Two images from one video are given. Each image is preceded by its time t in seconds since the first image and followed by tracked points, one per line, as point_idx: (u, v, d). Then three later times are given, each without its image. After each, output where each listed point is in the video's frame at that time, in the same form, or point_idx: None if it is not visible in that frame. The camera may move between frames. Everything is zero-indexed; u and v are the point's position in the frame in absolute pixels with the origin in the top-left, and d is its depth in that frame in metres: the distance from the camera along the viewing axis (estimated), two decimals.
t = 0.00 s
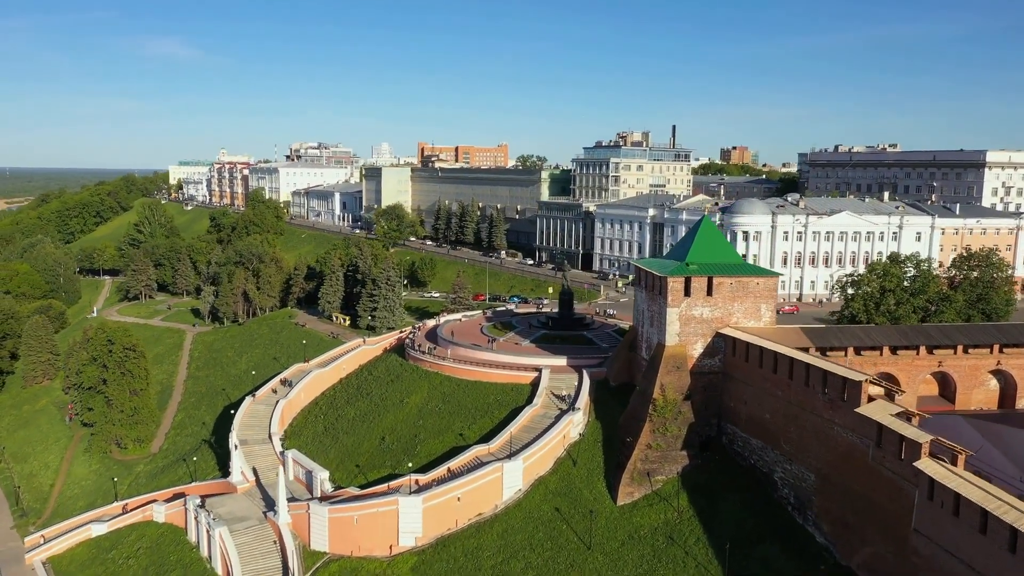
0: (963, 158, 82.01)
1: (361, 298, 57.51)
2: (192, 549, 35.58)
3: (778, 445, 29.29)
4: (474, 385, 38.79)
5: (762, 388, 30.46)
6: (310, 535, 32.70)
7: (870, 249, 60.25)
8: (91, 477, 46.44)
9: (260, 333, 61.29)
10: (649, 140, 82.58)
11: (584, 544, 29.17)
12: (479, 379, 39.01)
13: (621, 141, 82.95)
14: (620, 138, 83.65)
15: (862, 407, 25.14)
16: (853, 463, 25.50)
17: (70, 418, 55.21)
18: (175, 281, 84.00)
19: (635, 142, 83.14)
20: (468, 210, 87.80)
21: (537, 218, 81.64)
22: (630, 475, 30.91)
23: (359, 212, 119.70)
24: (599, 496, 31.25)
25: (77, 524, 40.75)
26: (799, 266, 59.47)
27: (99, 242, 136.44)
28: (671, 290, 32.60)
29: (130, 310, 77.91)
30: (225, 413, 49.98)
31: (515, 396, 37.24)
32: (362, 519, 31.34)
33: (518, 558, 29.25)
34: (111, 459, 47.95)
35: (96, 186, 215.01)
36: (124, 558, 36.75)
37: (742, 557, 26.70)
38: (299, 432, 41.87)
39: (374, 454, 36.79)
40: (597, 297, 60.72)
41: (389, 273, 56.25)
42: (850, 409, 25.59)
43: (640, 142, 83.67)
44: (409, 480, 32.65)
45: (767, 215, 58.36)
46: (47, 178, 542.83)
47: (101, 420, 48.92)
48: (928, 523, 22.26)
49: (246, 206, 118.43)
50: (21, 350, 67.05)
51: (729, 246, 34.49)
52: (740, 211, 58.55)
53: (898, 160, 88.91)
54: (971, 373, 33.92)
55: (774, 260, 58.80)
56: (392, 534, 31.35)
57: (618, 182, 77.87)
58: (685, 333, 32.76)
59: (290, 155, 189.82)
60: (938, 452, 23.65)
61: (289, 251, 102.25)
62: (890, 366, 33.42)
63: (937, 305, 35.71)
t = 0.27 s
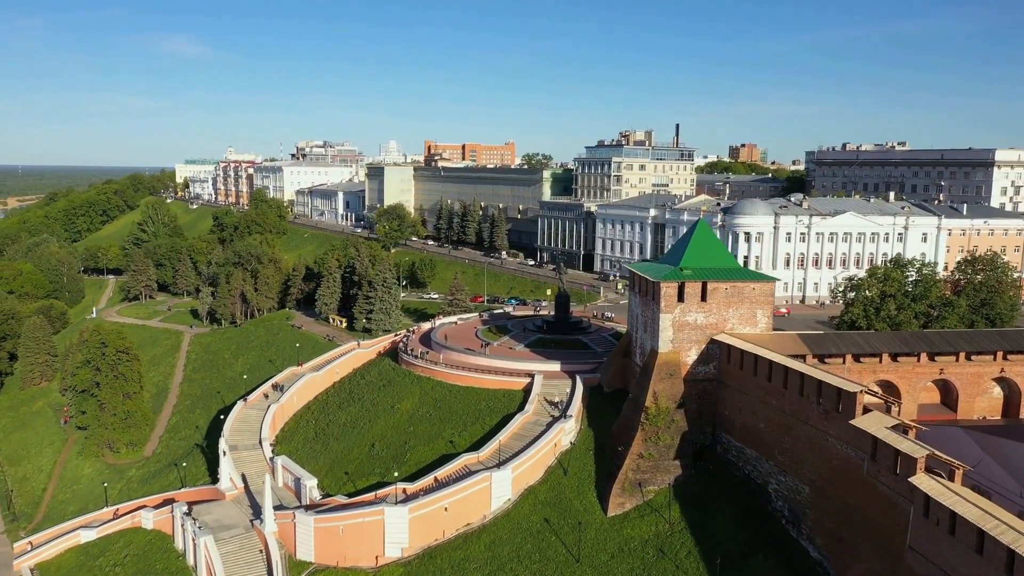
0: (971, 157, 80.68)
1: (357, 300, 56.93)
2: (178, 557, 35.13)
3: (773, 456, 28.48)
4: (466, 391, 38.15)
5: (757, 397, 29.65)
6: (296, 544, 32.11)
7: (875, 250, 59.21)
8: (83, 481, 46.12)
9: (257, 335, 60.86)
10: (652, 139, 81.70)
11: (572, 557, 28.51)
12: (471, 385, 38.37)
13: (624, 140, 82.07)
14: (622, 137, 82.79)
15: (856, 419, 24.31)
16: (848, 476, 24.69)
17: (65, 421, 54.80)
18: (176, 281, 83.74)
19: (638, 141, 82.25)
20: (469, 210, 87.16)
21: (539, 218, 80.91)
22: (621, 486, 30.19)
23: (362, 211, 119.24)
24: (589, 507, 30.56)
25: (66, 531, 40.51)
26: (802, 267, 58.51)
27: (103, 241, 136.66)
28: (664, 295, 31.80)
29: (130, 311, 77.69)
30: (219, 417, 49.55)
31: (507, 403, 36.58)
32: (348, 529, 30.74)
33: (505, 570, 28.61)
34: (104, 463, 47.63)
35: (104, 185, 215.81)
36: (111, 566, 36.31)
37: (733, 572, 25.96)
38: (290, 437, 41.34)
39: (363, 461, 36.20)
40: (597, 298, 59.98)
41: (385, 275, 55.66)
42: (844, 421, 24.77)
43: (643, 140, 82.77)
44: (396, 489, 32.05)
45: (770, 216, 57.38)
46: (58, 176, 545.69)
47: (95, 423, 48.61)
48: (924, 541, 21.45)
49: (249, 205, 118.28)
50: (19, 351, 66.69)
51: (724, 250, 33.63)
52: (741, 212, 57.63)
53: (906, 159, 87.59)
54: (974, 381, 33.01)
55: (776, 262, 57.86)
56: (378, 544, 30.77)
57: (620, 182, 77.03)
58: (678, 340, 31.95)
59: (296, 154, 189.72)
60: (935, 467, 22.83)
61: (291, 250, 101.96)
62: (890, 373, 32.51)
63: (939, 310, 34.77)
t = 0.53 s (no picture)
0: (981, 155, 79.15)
1: (353, 302, 56.34)
2: (162, 566, 34.70)
3: (764, 469, 27.62)
4: (455, 398, 37.45)
5: (748, 407, 28.78)
6: (278, 555, 31.49)
7: (880, 252, 58.07)
8: (74, 486, 45.68)
9: (253, 338, 60.40)
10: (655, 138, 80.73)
11: (557, 571, 27.77)
12: (460, 392, 37.67)
13: (626, 139, 81.12)
14: (625, 136, 81.85)
15: (848, 433, 23.41)
16: (839, 492, 23.81)
17: (58, 424, 54.40)
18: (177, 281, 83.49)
19: (640, 140, 81.29)
20: (471, 210, 86.43)
21: (540, 218, 80.09)
22: (608, 498, 29.41)
23: (366, 210, 118.72)
24: (576, 519, 29.80)
25: (52, 537, 39.63)
26: (805, 269, 57.45)
27: (109, 241, 136.88)
28: (654, 302, 30.97)
29: (130, 312, 77.49)
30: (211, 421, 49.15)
31: (496, 410, 35.86)
32: (330, 540, 30.07)
33: None
34: (95, 468, 47.07)
35: (112, 184, 216.69)
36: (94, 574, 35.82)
37: None
38: (279, 443, 40.78)
39: (350, 469, 35.58)
40: (595, 301, 59.15)
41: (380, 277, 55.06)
42: (836, 435, 23.88)
43: (646, 139, 81.79)
44: (380, 499, 31.40)
45: (772, 217, 56.36)
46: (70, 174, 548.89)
47: (86, 427, 48.01)
48: (916, 563, 20.56)
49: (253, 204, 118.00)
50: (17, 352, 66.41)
51: (717, 254, 32.72)
52: (742, 213, 56.64)
53: (914, 157, 86.09)
54: (975, 391, 31.97)
55: (779, 264, 56.83)
56: (360, 556, 30.09)
57: (622, 182, 76.09)
58: (669, 348, 31.10)
59: (303, 152, 189.53)
60: (928, 485, 21.93)
61: (293, 250, 101.60)
62: (888, 383, 31.41)
63: (940, 317, 33.75)
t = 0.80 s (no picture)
0: (990, 154, 77.71)
1: (347, 304, 55.81)
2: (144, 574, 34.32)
3: (752, 482, 26.86)
4: (443, 404, 36.82)
5: (737, 418, 28.00)
6: (259, 566, 30.95)
7: (883, 253, 57.00)
8: (63, 491, 45.28)
9: (249, 340, 59.97)
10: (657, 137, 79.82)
11: None
12: (448, 398, 37.02)
13: (628, 138, 80.23)
14: (627, 135, 80.95)
15: (835, 448, 22.61)
16: (826, 509, 23.03)
17: (52, 427, 54.12)
18: (177, 281, 83.31)
19: (643, 139, 80.41)
20: (471, 209, 85.77)
21: (541, 218, 79.33)
22: (593, 510, 28.69)
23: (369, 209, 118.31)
24: (561, 531, 29.12)
25: (40, 543, 39.41)
26: (807, 271, 56.48)
27: (115, 240, 137.04)
28: (642, 309, 30.21)
29: (129, 312, 77.35)
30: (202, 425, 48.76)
31: (484, 417, 35.21)
32: (310, 551, 29.51)
33: None
34: (86, 472, 46.58)
35: (120, 182, 217.38)
36: None
37: None
38: (267, 449, 40.30)
39: (335, 477, 35.03)
40: (594, 303, 58.42)
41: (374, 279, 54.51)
42: (823, 450, 23.08)
43: (648, 138, 80.86)
44: (362, 509, 30.83)
45: (772, 218, 55.39)
46: (82, 172, 551.98)
47: (77, 431, 47.41)
48: None
49: (256, 203, 117.79)
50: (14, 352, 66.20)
51: (707, 259, 31.89)
52: (742, 214, 55.69)
53: (922, 156, 84.68)
54: (974, 400, 31.04)
55: (779, 265, 55.88)
56: (341, 567, 29.54)
57: (624, 181, 75.21)
58: (657, 356, 30.31)
59: (309, 150, 189.35)
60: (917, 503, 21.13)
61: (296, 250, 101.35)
62: (883, 392, 30.58)
63: (938, 324, 32.79)
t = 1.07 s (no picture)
0: (996, 153, 76.49)
1: (342, 306, 55.42)
2: None
3: (740, 493, 26.26)
4: (431, 410, 36.31)
5: (725, 427, 27.38)
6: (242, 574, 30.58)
7: (885, 255, 56.11)
8: (54, 494, 45.01)
9: (245, 341, 59.65)
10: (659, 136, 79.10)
11: None
12: (437, 404, 36.52)
13: (630, 137, 79.53)
14: (629, 134, 80.25)
15: (822, 462, 21.99)
16: (812, 524, 22.42)
17: (46, 429, 53.96)
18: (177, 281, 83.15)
19: (644, 138, 79.72)
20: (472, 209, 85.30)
21: (541, 218, 78.73)
22: (579, 520, 28.13)
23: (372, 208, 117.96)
24: (546, 541, 28.61)
25: (28, 548, 39.13)
26: (807, 273, 55.68)
27: (119, 239, 137.28)
28: (630, 315, 29.63)
29: (128, 312, 77.24)
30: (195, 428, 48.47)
31: (472, 423, 34.71)
32: (292, 561, 29.09)
33: None
34: (78, 475, 46.28)
35: (127, 181, 218.01)
36: None
37: None
38: (257, 454, 39.94)
39: (322, 484, 34.62)
40: (591, 305, 57.85)
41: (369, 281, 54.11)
42: (809, 463, 22.46)
43: (650, 137, 80.15)
44: (346, 518, 30.40)
45: (772, 219, 54.60)
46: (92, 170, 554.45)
47: (69, 434, 47.14)
48: None
49: (259, 203, 117.67)
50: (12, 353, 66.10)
51: (698, 263, 31.18)
52: (742, 215, 54.93)
53: (928, 155, 83.50)
54: (971, 409, 30.32)
55: (779, 267, 55.11)
56: None
57: (624, 181, 74.56)
58: (646, 363, 29.72)
59: (314, 149, 189.36)
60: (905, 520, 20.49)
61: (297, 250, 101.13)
62: (878, 401, 29.87)
63: (935, 330, 32.01)
